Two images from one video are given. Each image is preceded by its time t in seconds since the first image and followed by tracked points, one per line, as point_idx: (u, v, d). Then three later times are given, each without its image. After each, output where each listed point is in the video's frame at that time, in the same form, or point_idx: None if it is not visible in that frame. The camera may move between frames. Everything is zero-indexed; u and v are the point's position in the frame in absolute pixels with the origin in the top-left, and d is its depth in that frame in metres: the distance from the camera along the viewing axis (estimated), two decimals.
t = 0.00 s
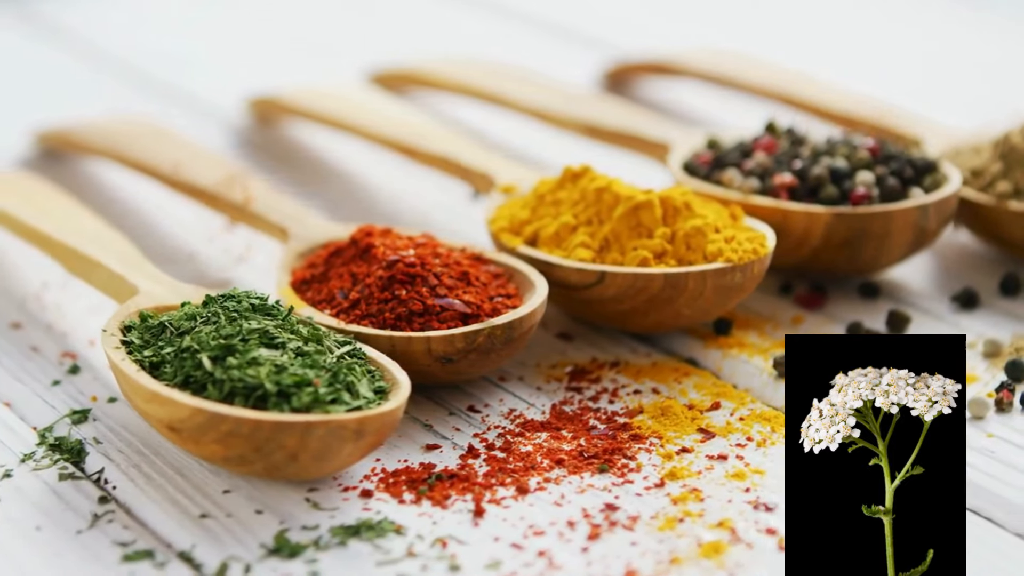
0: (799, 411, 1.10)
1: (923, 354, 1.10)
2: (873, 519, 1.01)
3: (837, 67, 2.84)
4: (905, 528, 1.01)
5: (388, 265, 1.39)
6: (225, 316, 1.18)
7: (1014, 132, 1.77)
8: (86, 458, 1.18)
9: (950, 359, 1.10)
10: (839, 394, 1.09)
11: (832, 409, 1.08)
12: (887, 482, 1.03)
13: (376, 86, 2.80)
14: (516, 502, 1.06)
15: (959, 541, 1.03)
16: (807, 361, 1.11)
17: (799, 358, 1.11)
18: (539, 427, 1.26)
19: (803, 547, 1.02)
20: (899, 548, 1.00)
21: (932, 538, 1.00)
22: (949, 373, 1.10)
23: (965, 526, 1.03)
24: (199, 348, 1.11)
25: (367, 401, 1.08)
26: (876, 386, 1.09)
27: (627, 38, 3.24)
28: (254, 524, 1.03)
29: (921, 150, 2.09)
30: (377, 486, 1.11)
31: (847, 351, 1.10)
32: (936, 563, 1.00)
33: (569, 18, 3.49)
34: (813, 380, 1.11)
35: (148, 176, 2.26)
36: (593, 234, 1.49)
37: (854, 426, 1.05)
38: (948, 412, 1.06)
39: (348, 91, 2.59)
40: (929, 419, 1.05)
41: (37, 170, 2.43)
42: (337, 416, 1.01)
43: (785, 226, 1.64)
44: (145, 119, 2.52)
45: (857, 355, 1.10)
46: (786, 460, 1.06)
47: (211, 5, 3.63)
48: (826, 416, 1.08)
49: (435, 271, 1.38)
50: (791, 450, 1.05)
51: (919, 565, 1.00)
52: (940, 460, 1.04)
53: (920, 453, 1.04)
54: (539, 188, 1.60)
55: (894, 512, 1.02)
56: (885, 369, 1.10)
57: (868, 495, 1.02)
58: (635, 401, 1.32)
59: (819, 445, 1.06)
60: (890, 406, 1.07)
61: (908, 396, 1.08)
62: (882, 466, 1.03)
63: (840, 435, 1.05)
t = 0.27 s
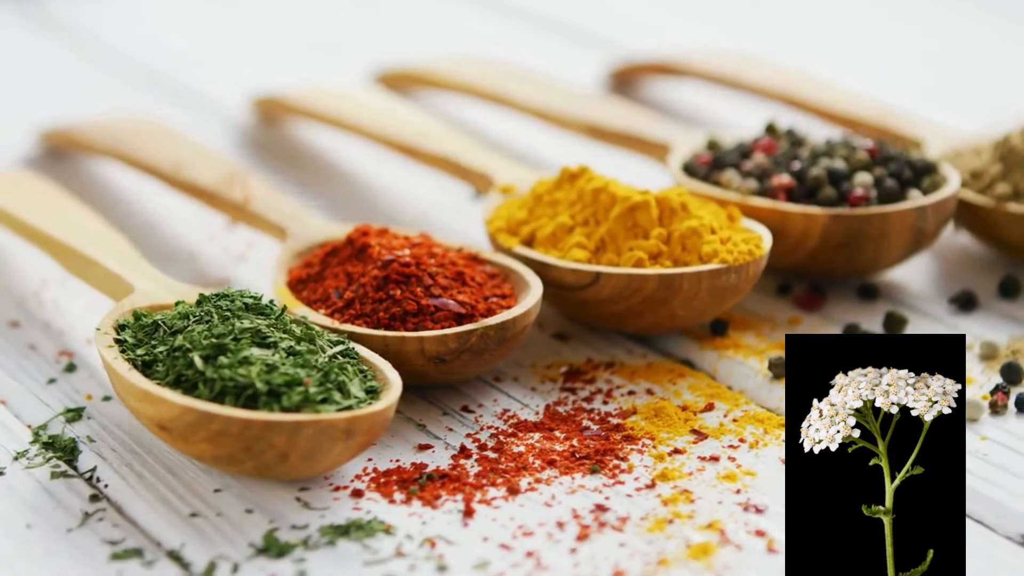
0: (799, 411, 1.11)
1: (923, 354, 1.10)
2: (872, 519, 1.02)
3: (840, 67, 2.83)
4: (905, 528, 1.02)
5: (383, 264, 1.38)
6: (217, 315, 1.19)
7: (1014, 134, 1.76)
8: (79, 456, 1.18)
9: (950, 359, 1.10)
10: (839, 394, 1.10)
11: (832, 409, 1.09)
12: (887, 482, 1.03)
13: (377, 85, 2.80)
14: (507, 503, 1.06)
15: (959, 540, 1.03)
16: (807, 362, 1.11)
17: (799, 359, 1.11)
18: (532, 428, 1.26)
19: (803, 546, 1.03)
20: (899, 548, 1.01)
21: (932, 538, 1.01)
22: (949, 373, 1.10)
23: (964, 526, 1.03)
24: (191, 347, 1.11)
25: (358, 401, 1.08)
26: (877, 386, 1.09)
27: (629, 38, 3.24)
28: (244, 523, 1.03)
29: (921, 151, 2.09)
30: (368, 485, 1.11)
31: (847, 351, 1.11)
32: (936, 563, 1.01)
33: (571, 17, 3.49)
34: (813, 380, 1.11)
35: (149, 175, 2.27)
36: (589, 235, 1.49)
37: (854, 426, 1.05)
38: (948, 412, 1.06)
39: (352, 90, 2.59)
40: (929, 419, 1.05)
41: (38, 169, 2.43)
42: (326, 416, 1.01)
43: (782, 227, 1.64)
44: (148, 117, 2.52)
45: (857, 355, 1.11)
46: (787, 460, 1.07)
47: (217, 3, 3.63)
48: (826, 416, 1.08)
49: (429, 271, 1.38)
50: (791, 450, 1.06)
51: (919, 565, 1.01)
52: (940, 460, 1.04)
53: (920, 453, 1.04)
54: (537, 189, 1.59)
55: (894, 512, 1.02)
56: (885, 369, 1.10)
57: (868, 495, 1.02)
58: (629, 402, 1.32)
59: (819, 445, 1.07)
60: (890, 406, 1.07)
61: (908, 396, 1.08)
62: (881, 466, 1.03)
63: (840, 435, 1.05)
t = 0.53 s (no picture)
0: (799, 411, 1.11)
1: (923, 355, 1.10)
2: (873, 519, 1.01)
3: (844, 68, 2.82)
4: (905, 528, 1.01)
5: (379, 264, 1.39)
6: (210, 314, 1.19)
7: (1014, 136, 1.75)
8: (72, 454, 1.18)
9: (950, 359, 1.10)
10: (839, 394, 1.09)
11: (832, 409, 1.09)
12: (887, 482, 1.02)
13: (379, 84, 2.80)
14: (497, 503, 1.06)
15: (959, 541, 1.03)
16: (807, 362, 1.11)
17: (799, 359, 1.11)
18: (525, 428, 1.25)
19: (803, 546, 1.02)
20: (899, 548, 1.00)
21: (932, 538, 1.00)
22: (949, 372, 1.10)
23: (964, 526, 1.03)
24: (183, 346, 1.11)
25: (349, 401, 1.08)
26: (877, 386, 1.09)
27: (633, 39, 3.23)
28: (233, 522, 1.03)
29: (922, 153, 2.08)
30: (359, 485, 1.11)
31: (846, 351, 1.11)
32: (936, 563, 1.00)
33: (575, 17, 3.49)
34: (813, 380, 1.11)
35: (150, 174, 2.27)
36: (585, 235, 1.48)
37: (854, 426, 1.05)
38: (948, 412, 1.06)
39: (355, 89, 2.60)
40: (929, 419, 1.05)
41: (40, 167, 2.44)
42: (316, 415, 1.02)
43: (779, 228, 1.64)
44: (150, 116, 2.53)
45: (857, 355, 1.11)
46: (786, 460, 1.06)
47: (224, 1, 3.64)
48: (826, 416, 1.08)
49: (424, 270, 1.38)
50: (791, 450, 1.05)
51: (919, 565, 1.00)
52: (940, 460, 1.04)
53: (920, 453, 1.04)
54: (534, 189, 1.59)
55: (894, 512, 1.01)
56: (885, 369, 1.10)
57: (868, 495, 1.01)
58: (623, 403, 1.32)
59: (819, 445, 1.06)
60: (890, 406, 1.07)
61: (908, 396, 1.07)
62: (882, 466, 1.03)
63: (840, 435, 1.05)
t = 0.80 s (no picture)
0: (799, 411, 1.11)
1: (923, 354, 1.10)
2: (873, 519, 1.01)
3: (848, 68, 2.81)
4: (905, 528, 1.01)
5: (374, 264, 1.39)
6: (204, 313, 1.19)
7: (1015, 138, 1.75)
8: (66, 453, 1.18)
9: (950, 359, 1.09)
10: (840, 394, 1.09)
11: (832, 409, 1.08)
12: (887, 482, 1.02)
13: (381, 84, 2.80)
14: (488, 503, 1.06)
15: (959, 541, 1.03)
16: (807, 362, 1.11)
17: (799, 359, 1.11)
18: (518, 428, 1.25)
19: (803, 547, 1.02)
20: (899, 548, 1.00)
21: (932, 538, 1.00)
22: (949, 373, 1.09)
23: (964, 526, 1.03)
24: (176, 345, 1.11)
25: (341, 400, 1.08)
26: (877, 386, 1.09)
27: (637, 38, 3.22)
28: (224, 521, 1.03)
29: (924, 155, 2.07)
30: (351, 485, 1.11)
31: (847, 351, 1.10)
32: (936, 563, 1.00)
33: (578, 17, 3.48)
34: (813, 379, 1.11)
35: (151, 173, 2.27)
36: (581, 235, 1.48)
37: (854, 426, 1.04)
38: (948, 412, 1.05)
39: (359, 88, 2.60)
40: (929, 419, 1.05)
41: (41, 165, 2.44)
42: (307, 414, 1.02)
43: (777, 229, 1.63)
44: (152, 114, 2.53)
45: (857, 355, 1.10)
46: (787, 460, 1.06)
47: None
48: (826, 416, 1.08)
49: (420, 271, 1.38)
50: (791, 450, 1.05)
51: (919, 565, 1.00)
52: (940, 460, 1.03)
53: (920, 453, 1.03)
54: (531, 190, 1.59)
55: (894, 512, 1.01)
56: (885, 369, 1.10)
57: (868, 495, 1.01)
58: (618, 403, 1.32)
59: (819, 445, 1.06)
60: (890, 406, 1.06)
61: (908, 396, 1.07)
62: (882, 466, 1.03)
63: (840, 435, 1.04)
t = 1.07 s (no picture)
0: (799, 410, 1.11)
1: (922, 354, 1.10)
2: (873, 519, 1.01)
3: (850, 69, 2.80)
4: (905, 528, 1.01)
5: (369, 264, 1.39)
6: (197, 312, 1.19)
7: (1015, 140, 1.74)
8: (59, 451, 1.19)
9: (951, 360, 1.09)
10: (839, 394, 1.09)
11: (832, 409, 1.09)
12: (887, 482, 1.03)
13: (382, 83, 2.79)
14: (478, 504, 1.06)
15: (959, 542, 1.03)
16: (807, 362, 1.11)
17: (799, 359, 1.11)
18: (511, 429, 1.25)
19: (803, 548, 1.03)
20: (899, 548, 1.00)
21: (932, 538, 1.01)
22: (949, 372, 1.10)
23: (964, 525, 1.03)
24: (167, 345, 1.11)
25: (332, 400, 1.08)
26: (877, 386, 1.09)
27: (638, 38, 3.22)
28: (214, 520, 1.03)
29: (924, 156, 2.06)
30: (341, 484, 1.11)
31: (847, 351, 1.10)
32: (936, 563, 1.01)
33: (580, 16, 3.47)
34: (813, 379, 1.11)
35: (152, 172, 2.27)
36: (577, 236, 1.48)
37: (854, 426, 1.05)
38: (948, 412, 1.06)
39: (361, 87, 2.60)
40: (929, 419, 1.05)
41: (40, 164, 2.44)
42: (296, 414, 1.02)
43: (774, 231, 1.63)
44: (155, 113, 2.53)
45: (857, 355, 1.11)
46: (787, 461, 1.06)
47: None
48: (826, 416, 1.08)
49: (415, 270, 1.38)
50: (791, 450, 1.05)
51: (919, 565, 1.01)
52: (940, 460, 1.04)
53: (920, 453, 1.04)
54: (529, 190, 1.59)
55: (895, 512, 1.02)
56: (885, 369, 1.10)
57: (868, 495, 1.02)
58: (611, 404, 1.32)
59: (819, 445, 1.06)
60: (890, 406, 1.07)
61: (908, 396, 1.07)
62: (882, 466, 1.03)
63: (840, 435, 1.05)
